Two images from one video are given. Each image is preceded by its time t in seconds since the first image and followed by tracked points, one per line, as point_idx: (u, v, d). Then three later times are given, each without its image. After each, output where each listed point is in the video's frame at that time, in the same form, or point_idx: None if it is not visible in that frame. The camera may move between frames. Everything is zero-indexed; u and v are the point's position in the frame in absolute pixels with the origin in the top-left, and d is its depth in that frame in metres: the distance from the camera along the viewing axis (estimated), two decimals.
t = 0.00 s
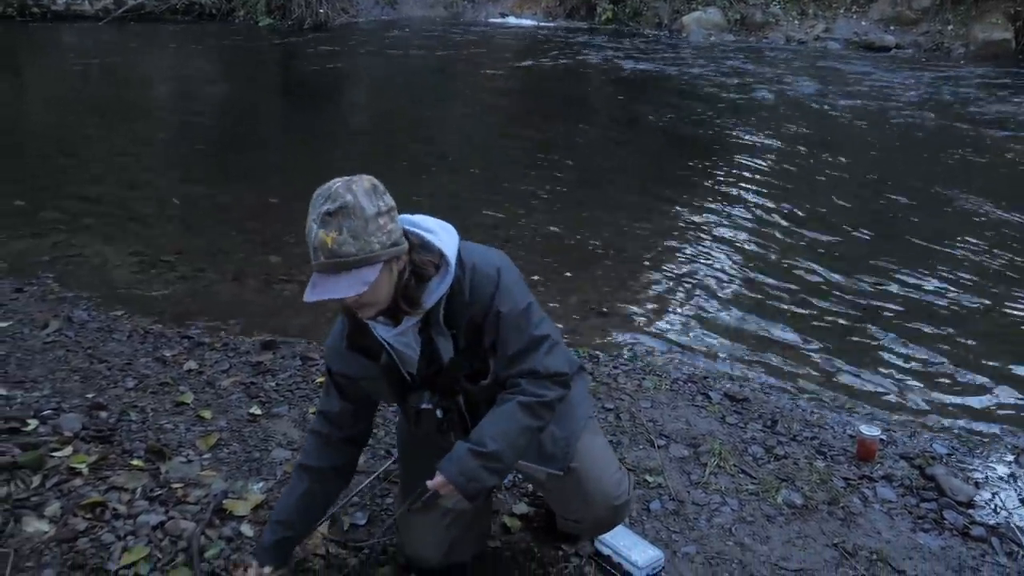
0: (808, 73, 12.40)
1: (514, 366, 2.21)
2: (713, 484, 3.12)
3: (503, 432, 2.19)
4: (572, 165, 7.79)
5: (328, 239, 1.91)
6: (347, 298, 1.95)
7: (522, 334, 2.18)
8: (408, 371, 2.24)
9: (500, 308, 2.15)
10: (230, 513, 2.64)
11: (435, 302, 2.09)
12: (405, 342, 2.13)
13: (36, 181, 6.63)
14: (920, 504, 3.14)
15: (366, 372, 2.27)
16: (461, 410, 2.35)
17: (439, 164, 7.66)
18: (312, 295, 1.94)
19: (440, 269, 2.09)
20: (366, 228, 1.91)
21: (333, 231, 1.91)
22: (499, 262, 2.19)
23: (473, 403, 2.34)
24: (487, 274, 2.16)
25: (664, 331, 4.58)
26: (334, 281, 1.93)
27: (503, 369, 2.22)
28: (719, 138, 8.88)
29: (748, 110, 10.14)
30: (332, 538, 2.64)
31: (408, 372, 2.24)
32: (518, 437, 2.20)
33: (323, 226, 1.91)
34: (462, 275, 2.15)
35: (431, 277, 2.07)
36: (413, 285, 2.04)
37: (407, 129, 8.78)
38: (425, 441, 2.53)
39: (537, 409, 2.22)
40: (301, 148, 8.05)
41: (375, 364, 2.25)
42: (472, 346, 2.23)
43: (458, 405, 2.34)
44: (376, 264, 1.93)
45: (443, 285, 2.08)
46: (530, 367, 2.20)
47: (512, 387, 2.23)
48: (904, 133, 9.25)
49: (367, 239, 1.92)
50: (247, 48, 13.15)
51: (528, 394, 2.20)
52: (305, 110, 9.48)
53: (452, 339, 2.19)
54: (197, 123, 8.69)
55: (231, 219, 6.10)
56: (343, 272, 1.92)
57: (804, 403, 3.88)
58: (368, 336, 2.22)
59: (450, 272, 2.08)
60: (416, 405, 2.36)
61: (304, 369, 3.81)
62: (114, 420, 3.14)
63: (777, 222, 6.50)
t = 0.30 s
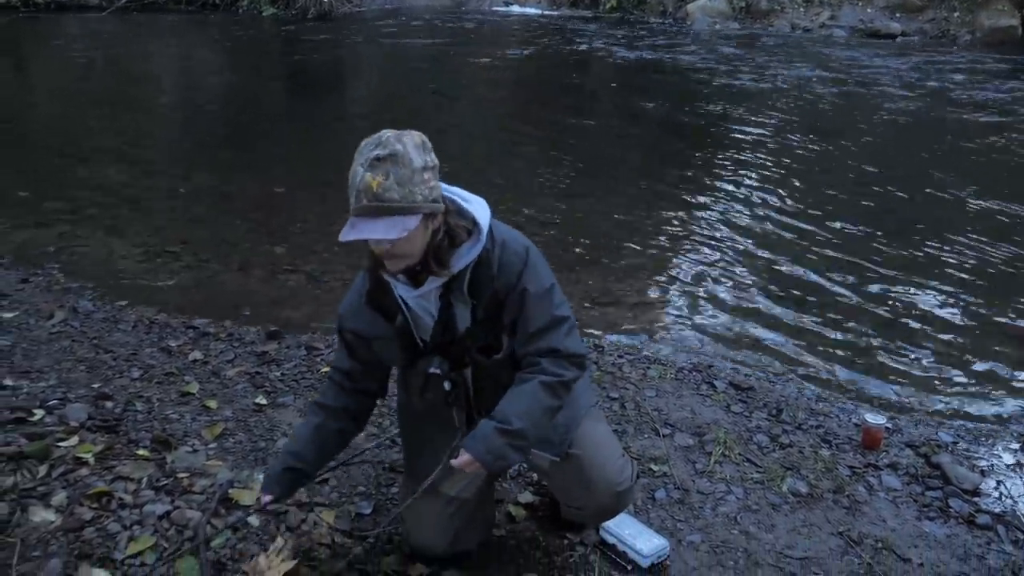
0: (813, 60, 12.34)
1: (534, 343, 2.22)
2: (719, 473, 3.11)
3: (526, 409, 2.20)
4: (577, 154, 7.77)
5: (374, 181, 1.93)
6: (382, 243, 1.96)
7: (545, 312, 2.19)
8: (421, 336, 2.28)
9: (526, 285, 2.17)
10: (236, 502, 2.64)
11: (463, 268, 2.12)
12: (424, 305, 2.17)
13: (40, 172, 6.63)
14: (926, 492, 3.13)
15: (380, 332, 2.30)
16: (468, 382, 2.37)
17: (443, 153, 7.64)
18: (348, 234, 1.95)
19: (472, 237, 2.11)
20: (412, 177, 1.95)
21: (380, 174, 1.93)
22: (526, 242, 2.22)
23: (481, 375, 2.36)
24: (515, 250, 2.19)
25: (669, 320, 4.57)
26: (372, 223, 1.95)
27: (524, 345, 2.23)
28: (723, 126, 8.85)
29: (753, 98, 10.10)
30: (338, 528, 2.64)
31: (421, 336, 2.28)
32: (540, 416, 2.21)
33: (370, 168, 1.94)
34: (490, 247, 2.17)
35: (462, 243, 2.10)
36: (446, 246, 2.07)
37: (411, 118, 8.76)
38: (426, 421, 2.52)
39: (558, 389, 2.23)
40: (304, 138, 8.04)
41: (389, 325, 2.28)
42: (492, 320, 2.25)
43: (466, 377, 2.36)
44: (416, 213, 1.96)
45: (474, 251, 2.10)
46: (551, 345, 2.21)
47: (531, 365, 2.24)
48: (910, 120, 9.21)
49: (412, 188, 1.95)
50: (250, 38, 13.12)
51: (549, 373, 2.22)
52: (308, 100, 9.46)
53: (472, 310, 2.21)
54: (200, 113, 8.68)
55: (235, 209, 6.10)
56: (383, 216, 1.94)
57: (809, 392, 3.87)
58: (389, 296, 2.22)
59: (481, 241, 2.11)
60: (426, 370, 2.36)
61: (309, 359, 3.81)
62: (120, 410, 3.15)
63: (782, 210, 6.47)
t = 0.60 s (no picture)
0: (814, 54, 12.32)
1: (562, 327, 2.29)
2: (721, 467, 3.11)
3: (558, 393, 2.23)
4: (578, 149, 7.77)
5: (446, 128, 2.15)
6: (441, 179, 2.16)
7: (577, 298, 2.29)
8: (449, 299, 2.36)
9: (564, 269, 2.27)
10: (238, 499, 2.65)
11: (508, 238, 2.25)
12: (460, 265, 2.29)
13: (40, 170, 6.63)
14: (927, 485, 3.13)
15: (408, 285, 2.37)
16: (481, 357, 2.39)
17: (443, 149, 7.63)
18: (414, 169, 2.17)
19: (522, 212, 2.26)
20: (481, 132, 2.16)
21: (453, 122, 2.15)
22: (567, 235, 2.34)
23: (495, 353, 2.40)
24: (557, 237, 2.31)
25: (670, 315, 4.57)
26: (435, 163, 2.15)
27: (551, 327, 2.31)
28: (724, 120, 8.85)
29: (753, 92, 10.09)
30: (340, 525, 2.65)
31: (449, 300, 2.36)
32: (567, 402, 2.26)
33: (445, 116, 2.15)
34: (535, 226, 2.30)
35: (512, 215, 2.26)
36: (498, 209, 2.24)
37: (411, 114, 8.76)
38: (432, 394, 2.50)
39: (581, 377, 2.29)
40: (304, 135, 8.03)
41: (419, 281, 2.36)
42: (522, 300, 2.33)
43: (480, 350, 2.38)
44: (477, 165, 2.16)
45: (523, 223, 2.24)
46: (579, 332, 2.29)
47: (557, 350, 2.30)
48: (912, 114, 9.21)
49: (478, 140, 2.16)
50: (249, 35, 13.11)
51: (576, 360, 2.28)
52: (308, 97, 9.45)
53: (504, 283, 2.30)
54: (200, 111, 8.67)
55: (236, 207, 6.10)
56: (448, 156, 2.14)
57: (811, 386, 3.87)
58: (426, 252, 2.34)
59: (529, 217, 2.26)
60: (445, 329, 2.35)
61: (310, 356, 3.82)
62: (122, 408, 3.15)
63: (783, 205, 6.46)
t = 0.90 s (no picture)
0: (813, 52, 12.32)
1: (573, 316, 2.28)
2: (720, 465, 3.11)
3: (552, 377, 2.19)
4: (577, 148, 7.76)
5: (498, 101, 2.25)
6: (487, 144, 2.25)
7: (593, 292, 2.30)
8: (472, 273, 2.39)
9: (585, 260, 2.28)
10: (237, 499, 2.65)
11: (542, 222, 2.31)
12: (490, 239, 2.34)
13: (38, 170, 6.62)
14: (927, 482, 3.14)
15: (435, 253, 2.40)
16: (494, 336, 2.36)
17: (442, 148, 7.63)
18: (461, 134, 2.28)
19: (558, 201, 2.34)
20: (530, 111, 2.26)
21: (505, 97, 2.25)
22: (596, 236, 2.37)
23: (507, 335, 2.38)
24: (587, 233, 2.35)
25: (669, 312, 4.56)
26: (481, 129, 2.24)
27: (562, 314, 2.29)
28: (723, 118, 8.84)
29: (752, 89, 10.08)
30: (340, 524, 2.65)
31: (471, 273, 2.39)
32: (563, 391, 2.21)
33: (499, 91, 2.27)
34: (568, 218, 2.35)
35: (549, 201, 2.33)
36: (536, 190, 2.31)
37: (409, 113, 8.76)
38: (440, 373, 2.47)
39: (582, 371, 2.25)
40: (303, 134, 8.03)
41: (446, 251, 2.40)
42: (540, 288, 2.34)
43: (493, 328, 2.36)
44: (522, 139, 2.24)
45: (558, 210, 2.31)
46: (585, 323, 2.28)
47: (562, 339, 2.28)
48: (911, 111, 9.22)
49: (526, 117, 2.25)
50: (248, 34, 13.11)
51: (578, 352, 2.25)
52: (307, 96, 9.45)
53: (526, 264, 2.32)
54: (199, 110, 8.66)
55: (235, 206, 6.10)
56: (497, 123, 2.23)
57: (810, 384, 3.86)
58: (460, 226, 2.42)
59: (565, 207, 2.32)
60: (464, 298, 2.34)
61: (309, 355, 3.82)
62: (121, 408, 3.15)
63: (782, 202, 6.46)
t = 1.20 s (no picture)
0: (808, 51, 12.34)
1: (572, 309, 2.28)
2: (718, 464, 3.12)
3: (539, 368, 2.19)
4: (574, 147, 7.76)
5: (523, 96, 2.32)
6: (510, 139, 2.32)
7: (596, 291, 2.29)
8: (482, 261, 2.44)
9: (593, 259, 2.29)
10: (234, 500, 2.66)
11: (558, 219, 2.35)
12: (503, 230, 2.40)
13: (34, 171, 6.61)
14: (924, 480, 3.14)
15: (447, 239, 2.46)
16: (495, 325, 2.39)
17: (438, 148, 7.62)
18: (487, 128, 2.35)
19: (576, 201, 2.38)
20: (553, 107, 2.33)
21: (529, 93, 2.32)
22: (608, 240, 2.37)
23: (509, 326, 2.40)
24: (600, 235, 2.36)
25: (667, 312, 4.57)
26: (506, 124, 2.31)
27: (561, 308, 2.29)
28: (720, 117, 8.85)
29: (749, 89, 10.08)
30: (337, 524, 2.65)
31: (481, 263, 2.44)
32: (549, 382, 2.20)
33: (524, 87, 2.33)
34: (583, 220, 2.38)
35: (567, 199, 2.38)
36: (556, 186, 2.37)
37: (407, 113, 8.76)
38: (441, 361, 2.50)
39: (572, 365, 2.24)
40: (300, 134, 8.02)
41: (458, 238, 2.46)
42: (547, 283, 2.36)
43: (495, 318, 2.40)
44: (545, 135, 2.31)
45: (574, 209, 2.35)
46: (583, 318, 2.26)
47: (555, 332, 2.27)
48: (908, 109, 9.24)
49: (549, 113, 2.32)
50: (245, 34, 13.08)
51: (569, 346, 2.24)
52: (304, 96, 9.44)
53: (535, 257, 2.35)
54: (196, 111, 8.64)
55: (232, 206, 6.10)
56: (521, 119, 2.30)
57: (807, 382, 3.87)
58: (476, 216, 2.48)
59: (581, 207, 2.36)
60: (470, 284, 2.39)
61: (306, 355, 3.82)
62: (118, 409, 3.14)
63: (779, 201, 6.47)
